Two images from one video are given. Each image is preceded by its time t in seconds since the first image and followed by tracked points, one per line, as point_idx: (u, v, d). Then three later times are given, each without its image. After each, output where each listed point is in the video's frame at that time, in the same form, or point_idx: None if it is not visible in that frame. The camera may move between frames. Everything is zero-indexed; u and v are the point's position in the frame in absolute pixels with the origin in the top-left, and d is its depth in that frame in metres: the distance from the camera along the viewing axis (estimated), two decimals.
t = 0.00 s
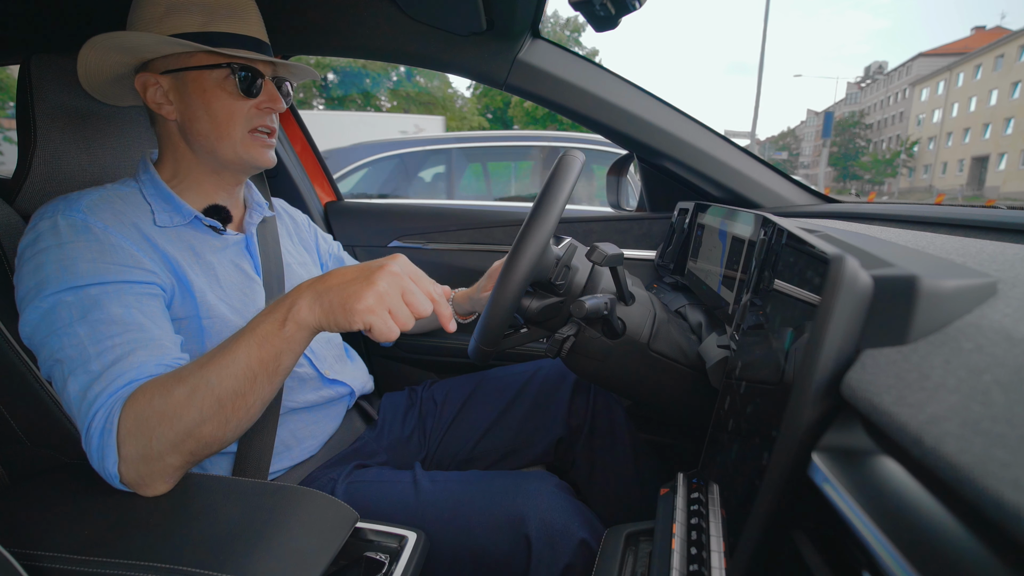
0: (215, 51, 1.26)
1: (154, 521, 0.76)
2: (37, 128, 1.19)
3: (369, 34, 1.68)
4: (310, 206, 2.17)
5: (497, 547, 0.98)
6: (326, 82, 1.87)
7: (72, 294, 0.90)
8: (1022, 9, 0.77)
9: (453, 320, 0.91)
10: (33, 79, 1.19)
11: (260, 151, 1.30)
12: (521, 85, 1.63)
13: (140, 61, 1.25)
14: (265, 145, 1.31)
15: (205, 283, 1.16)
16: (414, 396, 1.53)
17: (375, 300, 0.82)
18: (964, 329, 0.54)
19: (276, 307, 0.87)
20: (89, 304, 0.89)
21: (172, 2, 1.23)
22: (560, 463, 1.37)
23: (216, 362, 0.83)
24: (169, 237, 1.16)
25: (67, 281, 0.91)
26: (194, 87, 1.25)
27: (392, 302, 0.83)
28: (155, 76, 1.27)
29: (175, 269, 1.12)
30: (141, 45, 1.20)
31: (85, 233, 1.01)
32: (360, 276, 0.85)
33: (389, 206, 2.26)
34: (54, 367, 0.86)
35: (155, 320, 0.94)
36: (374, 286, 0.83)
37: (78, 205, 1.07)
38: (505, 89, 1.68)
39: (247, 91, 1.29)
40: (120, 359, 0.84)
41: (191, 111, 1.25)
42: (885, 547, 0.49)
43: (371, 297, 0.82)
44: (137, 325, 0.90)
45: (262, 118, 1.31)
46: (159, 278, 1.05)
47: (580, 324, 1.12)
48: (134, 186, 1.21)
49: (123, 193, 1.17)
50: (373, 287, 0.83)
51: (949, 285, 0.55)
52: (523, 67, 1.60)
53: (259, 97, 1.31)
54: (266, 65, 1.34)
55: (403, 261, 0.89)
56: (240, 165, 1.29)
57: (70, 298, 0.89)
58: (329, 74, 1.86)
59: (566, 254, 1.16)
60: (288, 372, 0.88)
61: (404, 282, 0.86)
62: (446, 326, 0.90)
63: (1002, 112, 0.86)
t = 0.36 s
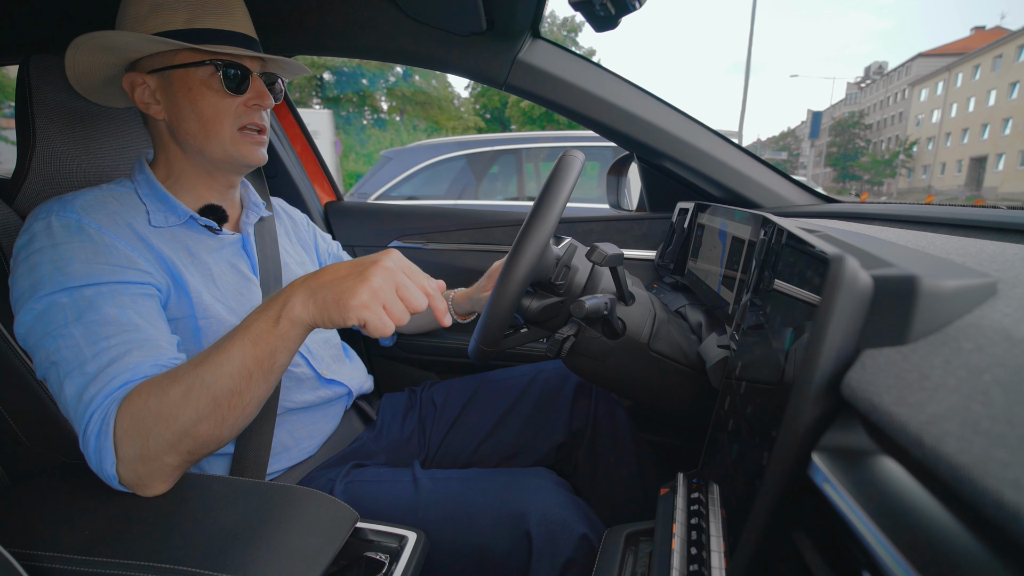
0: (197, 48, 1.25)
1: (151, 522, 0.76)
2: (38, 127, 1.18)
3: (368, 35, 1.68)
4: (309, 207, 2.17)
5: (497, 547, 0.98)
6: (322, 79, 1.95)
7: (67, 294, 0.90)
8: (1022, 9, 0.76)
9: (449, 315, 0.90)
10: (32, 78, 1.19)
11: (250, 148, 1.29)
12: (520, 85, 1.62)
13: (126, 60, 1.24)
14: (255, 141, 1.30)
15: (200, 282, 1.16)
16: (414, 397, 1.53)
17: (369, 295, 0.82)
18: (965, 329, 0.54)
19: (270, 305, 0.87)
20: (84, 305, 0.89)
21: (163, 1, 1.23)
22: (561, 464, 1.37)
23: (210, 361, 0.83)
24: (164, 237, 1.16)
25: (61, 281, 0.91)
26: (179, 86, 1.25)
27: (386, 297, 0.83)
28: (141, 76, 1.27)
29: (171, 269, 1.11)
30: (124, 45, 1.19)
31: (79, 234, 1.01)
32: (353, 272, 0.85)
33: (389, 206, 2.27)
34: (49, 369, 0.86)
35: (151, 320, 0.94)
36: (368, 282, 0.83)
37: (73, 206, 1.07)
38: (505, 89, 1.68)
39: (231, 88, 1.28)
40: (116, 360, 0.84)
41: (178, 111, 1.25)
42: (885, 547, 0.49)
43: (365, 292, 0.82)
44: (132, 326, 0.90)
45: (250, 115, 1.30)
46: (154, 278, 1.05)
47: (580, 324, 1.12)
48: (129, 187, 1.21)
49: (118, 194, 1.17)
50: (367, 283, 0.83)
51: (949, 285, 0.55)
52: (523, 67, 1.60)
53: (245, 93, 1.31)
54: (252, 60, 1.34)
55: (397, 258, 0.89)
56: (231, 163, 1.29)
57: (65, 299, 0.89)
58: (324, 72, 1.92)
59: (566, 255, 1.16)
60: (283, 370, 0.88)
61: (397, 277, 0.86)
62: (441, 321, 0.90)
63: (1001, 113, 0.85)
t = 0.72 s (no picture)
0: (187, 47, 1.25)
1: (150, 523, 0.76)
2: (37, 127, 1.18)
3: (369, 35, 1.69)
4: (309, 206, 2.17)
5: (497, 546, 0.98)
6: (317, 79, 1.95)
7: (66, 293, 0.90)
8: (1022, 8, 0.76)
9: (450, 315, 0.90)
10: (32, 78, 1.19)
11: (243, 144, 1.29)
12: (521, 84, 1.62)
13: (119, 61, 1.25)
14: (250, 137, 1.30)
15: (201, 281, 1.16)
16: (414, 397, 1.54)
17: (373, 296, 0.82)
18: (964, 329, 0.54)
19: (272, 305, 0.87)
20: (84, 305, 0.89)
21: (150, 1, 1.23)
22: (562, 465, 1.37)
23: (212, 361, 0.83)
24: (164, 235, 1.16)
25: (61, 280, 0.91)
26: (172, 86, 1.26)
27: (389, 298, 0.83)
28: (133, 78, 1.27)
29: (171, 268, 1.11)
30: (115, 45, 1.20)
31: (78, 233, 1.01)
32: (356, 273, 0.85)
33: (389, 206, 2.27)
34: (48, 368, 0.86)
35: (150, 320, 0.94)
36: (372, 282, 0.83)
37: (72, 205, 1.07)
38: (505, 89, 1.67)
39: (222, 85, 1.28)
40: (115, 360, 0.84)
41: (172, 111, 1.26)
42: (886, 548, 0.49)
43: (368, 293, 0.82)
44: (132, 326, 0.90)
45: (242, 112, 1.30)
46: (153, 277, 1.05)
47: (580, 324, 1.12)
48: (129, 185, 1.22)
49: (118, 192, 1.17)
50: (370, 283, 0.83)
51: (949, 284, 0.55)
52: (523, 67, 1.60)
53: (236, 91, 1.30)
54: (243, 57, 1.34)
55: (399, 258, 0.89)
56: (227, 161, 1.29)
57: (64, 298, 0.89)
58: (318, 71, 1.92)
59: (566, 254, 1.16)
60: (285, 370, 0.88)
61: (400, 278, 0.86)
62: (443, 321, 0.89)
63: (998, 112, 0.84)
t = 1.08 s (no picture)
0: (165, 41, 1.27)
1: (150, 523, 0.76)
2: (38, 126, 1.18)
3: (369, 35, 1.69)
4: (310, 207, 2.17)
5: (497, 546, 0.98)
6: (308, 80, 1.99)
7: (66, 293, 0.90)
8: None
9: (448, 314, 0.90)
10: (32, 77, 1.19)
11: (220, 135, 1.26)
12: (521, 84, 1.62)
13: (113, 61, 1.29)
14: (227, 129, 1.27)
15: (200, 281, 1.16)
16: (414, 396, 1.54)
17: (372, 295, 0.82)
18: (964, 329, 0.54)
19: (273, 304, 0.87)
20: (83, 304, 0.89)
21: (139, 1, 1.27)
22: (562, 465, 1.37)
23: (211, 360, 0.83)
24: (163, 234, 1.16)
25: (60, 280, 0.91)
26: (153, 82, 1.27)
27: (387, 296, 0.83)
28: (124, 78, 1.30)
29: (170, 267, 1.11)
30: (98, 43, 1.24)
31: (77, 232, 1.01)
32: (356, 271, 0.85)
33: (389, 206, 2.27)
34: (47, 368, 0.86)
35: (150, 320, 0.94)
36: (372, 281, 0.83)
37: (71, 204, 1.07)
38: (505, 89, 1.67)
39: (198, 77, 1.28)
40: (115, 360, 0.84)
41: (153, 107, 1.27)
42: (886, 547, 0.49)
43: (367, 291, 0.82)
44: (131, 325, 0.90)
45: (219, 103, 1.28)
46: (153, 277, 1.05)
47: (580, 324, 1.12)
48: (129, 185, 1.21)
49: (118, 192, 1.17)
50: (370, 282, 0.83)
51: (949, 284, 0.55)
52: (523, 67, 1.60)
53: (213, 82, 1.29)
54: (223, 48, 1.33)
55: (399, 257, 0.89)
56: (202, 154, 1.26)
57: (63, 297, 0.89)
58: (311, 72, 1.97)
59: (566, 254, 1.16)
60: (285, 368, 0.88)
61: (400, 277, 0.86)
62: (440, 319, 0.89)
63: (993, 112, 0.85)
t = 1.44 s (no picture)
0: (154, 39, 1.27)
1: (150, 524, 0.76)
2: (38, 128, 1.18)
3: (369, 35, 1.69)
4: (309, 207, 2.17)
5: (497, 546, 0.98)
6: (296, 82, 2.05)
7: (65, 294, 0.90)
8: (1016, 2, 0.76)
9: (447, 315, 0.90)
10: (32, 79, 1.20)
11: (209, 133, 1.26)
12: (521, 85, 1.62)
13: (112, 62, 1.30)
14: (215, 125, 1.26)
15: (200, 281, 1.16)
16: (414, 396, 1.54)
17: (373, 296, 0.82)
18: (964, 329, 0.55)
19: (273, 304, 0.87)
20: (83, 304, 0.89)
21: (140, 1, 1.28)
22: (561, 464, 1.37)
23: (211, 360, 0.83)
24: (163, 235, 1.16)
25: (60, 281, 0.91)
26: (144, 81, 1.27)
27: (387, 296, 0.83)
28: (119, 78, 1.30)
29: (170, 268, 1.11)
30: (93, 43, 1.25)
31: (77, 233, 1.01)
32: (357, 272, 0.85)
33: (389, 206, 2.27)
34: (47, 369, 0.86)
35: (149, 320, 0.94)
36: (373, 282, 0.83)
37: (71, 205, 1.07)
38: (505, 89, 1.67)
39: (187, 73, 1.27)
40: (115, 360, 0.84)
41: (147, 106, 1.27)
42: (886, 547, 0.49)
43: (367, 292, 0.82)
44: (131, 326, 0.90)
45: (207, 98, 1.27)
46: (152, 277, 1.05)
47: (580, 325, 1.12)
48: (129, 186, 1.21)
49: (117, 193, 1.18)
50: (371, 282, 0.83)
51: (949, 285, 0.55)
52: (523, 67, 1.60)
53: (202, 78, 1.28)
54: (212, 44, 1.32)
55: (398, 258, 0.89)
56: (191, 151, 1.25)
57: (63, 298, 0.89)
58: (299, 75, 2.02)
59: (566, 254, 1.16)
60: (285, 369, 0.88)
61: (401, 278, 0.86)
62: (441, 320, 0.89)
63: (988, 111, 0.83)
